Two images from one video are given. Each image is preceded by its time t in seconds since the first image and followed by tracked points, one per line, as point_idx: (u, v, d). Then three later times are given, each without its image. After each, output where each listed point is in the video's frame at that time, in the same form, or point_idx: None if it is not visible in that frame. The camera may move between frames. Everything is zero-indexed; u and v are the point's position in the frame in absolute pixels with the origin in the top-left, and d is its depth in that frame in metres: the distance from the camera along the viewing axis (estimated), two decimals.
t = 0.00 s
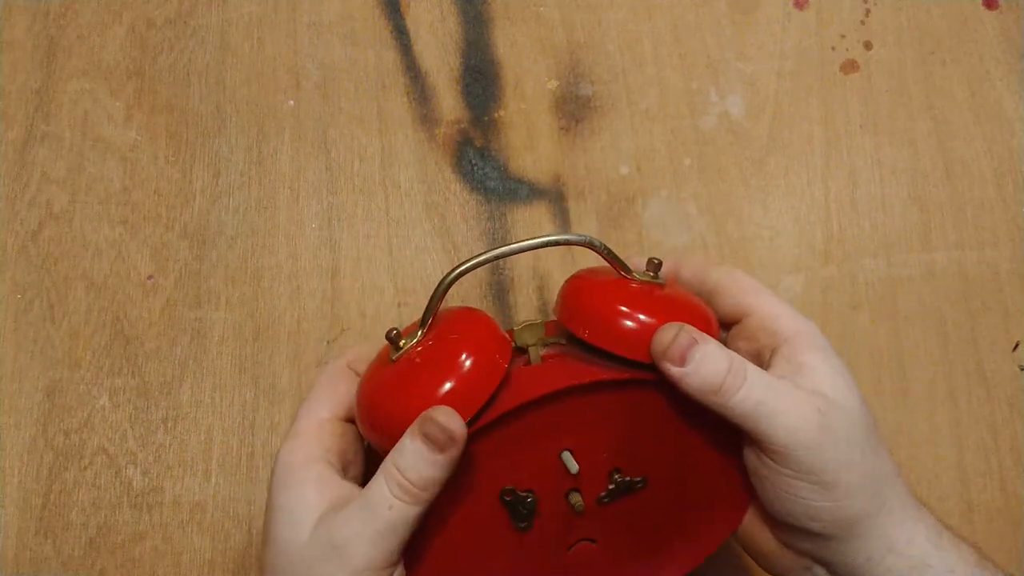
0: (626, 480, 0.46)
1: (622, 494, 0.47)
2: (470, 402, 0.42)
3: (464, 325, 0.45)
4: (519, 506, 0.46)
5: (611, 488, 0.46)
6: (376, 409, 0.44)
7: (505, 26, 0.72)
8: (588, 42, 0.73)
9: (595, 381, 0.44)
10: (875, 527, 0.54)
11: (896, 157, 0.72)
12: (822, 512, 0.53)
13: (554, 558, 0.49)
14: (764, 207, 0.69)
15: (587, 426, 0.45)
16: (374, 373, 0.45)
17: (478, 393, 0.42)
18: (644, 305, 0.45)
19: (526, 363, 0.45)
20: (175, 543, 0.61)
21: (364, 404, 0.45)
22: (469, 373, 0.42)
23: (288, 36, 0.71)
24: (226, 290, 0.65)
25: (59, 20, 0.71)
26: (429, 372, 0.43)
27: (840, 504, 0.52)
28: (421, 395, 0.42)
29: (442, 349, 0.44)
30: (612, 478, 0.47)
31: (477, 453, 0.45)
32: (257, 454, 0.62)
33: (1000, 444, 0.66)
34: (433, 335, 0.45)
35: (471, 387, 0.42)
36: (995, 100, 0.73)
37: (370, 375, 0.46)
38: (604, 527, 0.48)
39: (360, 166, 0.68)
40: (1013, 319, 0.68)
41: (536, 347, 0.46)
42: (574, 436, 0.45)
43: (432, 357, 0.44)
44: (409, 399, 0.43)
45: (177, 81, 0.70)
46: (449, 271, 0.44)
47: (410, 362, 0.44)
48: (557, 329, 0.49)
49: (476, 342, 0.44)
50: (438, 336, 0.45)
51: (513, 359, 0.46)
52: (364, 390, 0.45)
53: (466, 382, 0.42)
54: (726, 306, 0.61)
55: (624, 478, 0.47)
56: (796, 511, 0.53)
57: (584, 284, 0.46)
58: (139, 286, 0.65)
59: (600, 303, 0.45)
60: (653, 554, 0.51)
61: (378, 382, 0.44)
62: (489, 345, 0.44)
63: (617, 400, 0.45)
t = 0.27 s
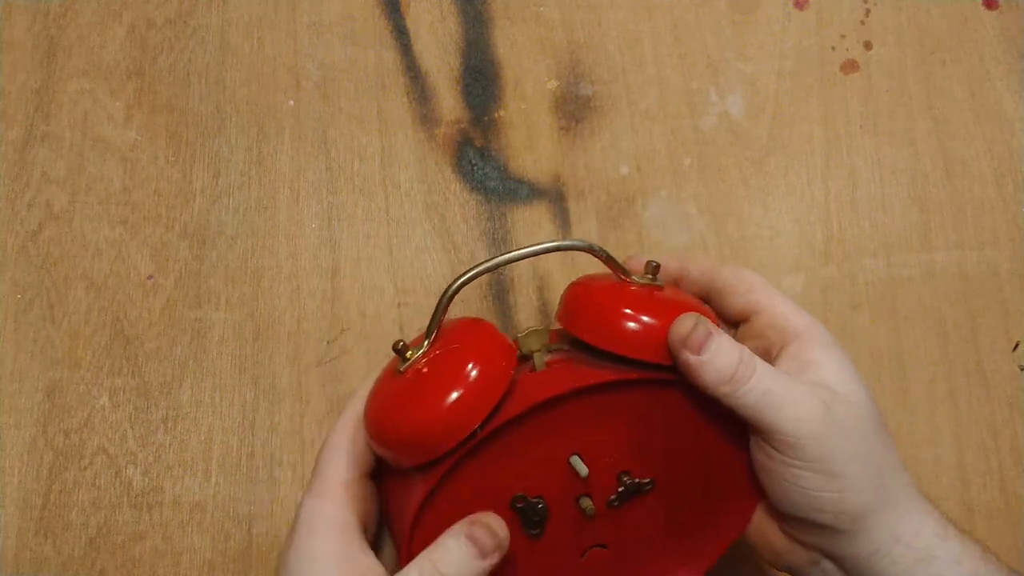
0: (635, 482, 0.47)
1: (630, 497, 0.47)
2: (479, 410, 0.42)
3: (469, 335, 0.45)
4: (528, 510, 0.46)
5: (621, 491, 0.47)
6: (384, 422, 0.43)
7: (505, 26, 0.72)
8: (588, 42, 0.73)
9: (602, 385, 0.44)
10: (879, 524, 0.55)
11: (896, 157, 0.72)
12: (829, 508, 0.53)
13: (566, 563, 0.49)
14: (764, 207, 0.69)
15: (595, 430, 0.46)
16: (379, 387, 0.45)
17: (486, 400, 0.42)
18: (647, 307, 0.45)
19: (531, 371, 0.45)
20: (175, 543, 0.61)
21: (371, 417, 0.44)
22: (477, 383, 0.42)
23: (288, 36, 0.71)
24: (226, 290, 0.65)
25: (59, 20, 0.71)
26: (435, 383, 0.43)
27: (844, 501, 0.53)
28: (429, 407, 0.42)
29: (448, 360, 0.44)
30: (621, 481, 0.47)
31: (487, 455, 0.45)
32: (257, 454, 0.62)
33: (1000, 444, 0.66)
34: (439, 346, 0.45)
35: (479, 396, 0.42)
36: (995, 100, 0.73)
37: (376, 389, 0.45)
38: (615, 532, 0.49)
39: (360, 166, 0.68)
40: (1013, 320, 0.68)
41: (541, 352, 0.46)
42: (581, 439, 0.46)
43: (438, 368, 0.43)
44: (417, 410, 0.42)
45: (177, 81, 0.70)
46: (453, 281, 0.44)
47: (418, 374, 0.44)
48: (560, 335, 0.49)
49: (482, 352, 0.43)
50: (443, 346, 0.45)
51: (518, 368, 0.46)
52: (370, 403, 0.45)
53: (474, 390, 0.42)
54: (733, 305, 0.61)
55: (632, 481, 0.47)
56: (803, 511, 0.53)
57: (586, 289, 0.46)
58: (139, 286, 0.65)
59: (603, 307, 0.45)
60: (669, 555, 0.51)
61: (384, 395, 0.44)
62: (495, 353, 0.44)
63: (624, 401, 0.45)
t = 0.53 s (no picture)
0: (594, 482, 0.49)
1: (592, 493, 0.49)
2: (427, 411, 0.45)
3: (416, 342, 0.48)
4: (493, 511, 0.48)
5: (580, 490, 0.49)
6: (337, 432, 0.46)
7: (505, 26, 0.72)
8: (588, 42, 0.73)
9: (547, 382, 0.46)
10: (873, 531, 0.56)
11: (896, 157, 0.72)
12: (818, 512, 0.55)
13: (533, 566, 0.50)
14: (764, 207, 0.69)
15: (552, 431, 0.48)
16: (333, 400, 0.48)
17: (432, 402, 0.45)
18: (589, 304, 0.47)
19: (481, 375, 0.48)
20: (175, 543, 0.61)
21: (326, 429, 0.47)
22: (424, 386, 0.45)
23: (288, 36, 0.71)
24: (226, 290, 0.65)
25: (59, 20, 0.71)
26: (382, 391, 0.45)
27: (835, 507, 0.54)
28: (377, 413, 0.45)
29: (395, 368, 0.46)
30: (580, 480, 0.49)
31: (449, 457, 0.47)
32: (257, 454, 0.62)
33: (1000, 444, 0.66)
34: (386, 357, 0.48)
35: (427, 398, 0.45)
36: (995, 99, 0.73)
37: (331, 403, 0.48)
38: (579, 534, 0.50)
39: (360, 166, 0.68)
40: (1013, 320, 0.68)
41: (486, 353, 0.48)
42: (540, 440, 0.48)
43: (386, 377, 0.46)
44: (366, 417, 0.45)
45: (177, 81, 0.70)
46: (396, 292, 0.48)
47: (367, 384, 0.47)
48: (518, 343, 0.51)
49: (427, 355, 0.46)
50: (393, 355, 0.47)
51: (467, 375, 0.48)
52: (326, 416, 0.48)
53: (420, 394, 0.45)
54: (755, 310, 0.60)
55: (593, 479, 0.49)
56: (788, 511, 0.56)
57: (534, 292, 0.49)
58: (139, 286, 0.65)
59: (548, 307, 0.48)
60: (641, 550, 0.53)
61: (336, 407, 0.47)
62: (443, 355, 0.46)
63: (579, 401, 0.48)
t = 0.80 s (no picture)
0: (596, 488, 0.48)
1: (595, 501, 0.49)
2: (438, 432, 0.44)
3: (420, 356, 0.46)
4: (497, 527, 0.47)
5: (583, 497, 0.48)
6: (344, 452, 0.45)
7: (505, 26, 0.72)
8: (588, 42, 0.73)
9: (556, 396, 0.46)
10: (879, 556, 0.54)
11: (896, 157, 0.72)
12: (827, 554, 0.52)
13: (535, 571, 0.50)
14: (764, 207, 0.69)
15: (558, 445, 0.47)
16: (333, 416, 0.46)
17: (444, 420, 0.44)
18: (589, 314, 0.47)
19: (485, 387, 0.47)
20: (175, 543, 0.61)
21: (327, 446, 0.46)
22: (434, 404, 0.44)
23: (288, 36, 0.71)
24: (226, 290, 0.65)
25: (59, 20, 0.71)
26: (391, 409, 0.44)
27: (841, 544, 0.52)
28: (386, 434, 0.44)
29: (401, 385, 0.45)
30: (581, 486, 0.48)
31: (456, 476, 0.46)
32: (257, 454, 0.62)
33: (1000, 444, 0.66)
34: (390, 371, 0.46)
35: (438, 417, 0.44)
36: (995, 99, 0.73)
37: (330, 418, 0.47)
38: (579, 537, 0.50)
39: (360, 166, 0.68)
40: (1013, 320, 0.68)
41: (491, 369, 0.47)
42: (542, 451, 0.47)
43: (392, 394, 0.45)
44: (375, 436, 0.44)
45: (177, 81, 0.70)
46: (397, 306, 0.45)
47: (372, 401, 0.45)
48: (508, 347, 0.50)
49: (433, 372, 0.45)
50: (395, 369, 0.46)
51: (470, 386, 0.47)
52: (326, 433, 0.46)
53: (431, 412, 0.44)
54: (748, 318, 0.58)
55: (593, 485, 0.48)
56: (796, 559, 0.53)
57: (530, 303, 0.48)
58: (139, 286, 0.65)
59: (547, 320, 0.46)
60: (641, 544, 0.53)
61: (338, 424, 0.46)
62: (448, 372, 0.45)
63: (585, 411, 0.47)
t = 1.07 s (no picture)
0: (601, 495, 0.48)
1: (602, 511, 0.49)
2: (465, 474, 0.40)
3: (432, 389, 0.41)
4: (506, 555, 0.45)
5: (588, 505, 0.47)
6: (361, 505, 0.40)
7: (505, 27, 0.72)
8: (588, 43, 0.73)
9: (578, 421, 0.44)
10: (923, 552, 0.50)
11: (897, 157, 0.72)
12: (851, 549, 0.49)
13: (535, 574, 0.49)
14: (764, 207, 0.69)
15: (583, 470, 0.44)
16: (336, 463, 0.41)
17: (471, 460, 0.40)
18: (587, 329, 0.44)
19: (497, 410, 0.44)
20: (175, 543, 0.61)
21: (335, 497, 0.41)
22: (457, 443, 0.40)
23: (288, 36, 0.71)
24: (226, 290, 0.65)
25: (59, 20, 0.71)
26: (410, 454, 0.40)
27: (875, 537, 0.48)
28: (408, 483, 0.39)
29: (415, 426, 0.40)
30: (585, 495, 0.47)
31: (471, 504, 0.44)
32: (257, 454, 0.62)
33: (1000, 444, 0.66)
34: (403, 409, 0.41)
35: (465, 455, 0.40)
36: (995, 99, 0.73)
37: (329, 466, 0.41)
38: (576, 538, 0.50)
39: (360, 166, 0.68)
40: (1013, 320, 0.68)
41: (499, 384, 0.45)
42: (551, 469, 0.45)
43: (409, 434, 0.40)
44: (396, 483, 0.39)
45: (177, 81, 0.70)
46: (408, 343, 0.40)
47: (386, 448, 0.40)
48: (509, 357, 0.47)
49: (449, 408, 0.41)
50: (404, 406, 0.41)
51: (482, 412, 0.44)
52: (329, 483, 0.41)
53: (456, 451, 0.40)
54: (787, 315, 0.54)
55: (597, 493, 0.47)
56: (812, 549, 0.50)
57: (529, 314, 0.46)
58: (139, 286, 0.65)
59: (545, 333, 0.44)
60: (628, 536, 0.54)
61: (348, 474, 0.40)
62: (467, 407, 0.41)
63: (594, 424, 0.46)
